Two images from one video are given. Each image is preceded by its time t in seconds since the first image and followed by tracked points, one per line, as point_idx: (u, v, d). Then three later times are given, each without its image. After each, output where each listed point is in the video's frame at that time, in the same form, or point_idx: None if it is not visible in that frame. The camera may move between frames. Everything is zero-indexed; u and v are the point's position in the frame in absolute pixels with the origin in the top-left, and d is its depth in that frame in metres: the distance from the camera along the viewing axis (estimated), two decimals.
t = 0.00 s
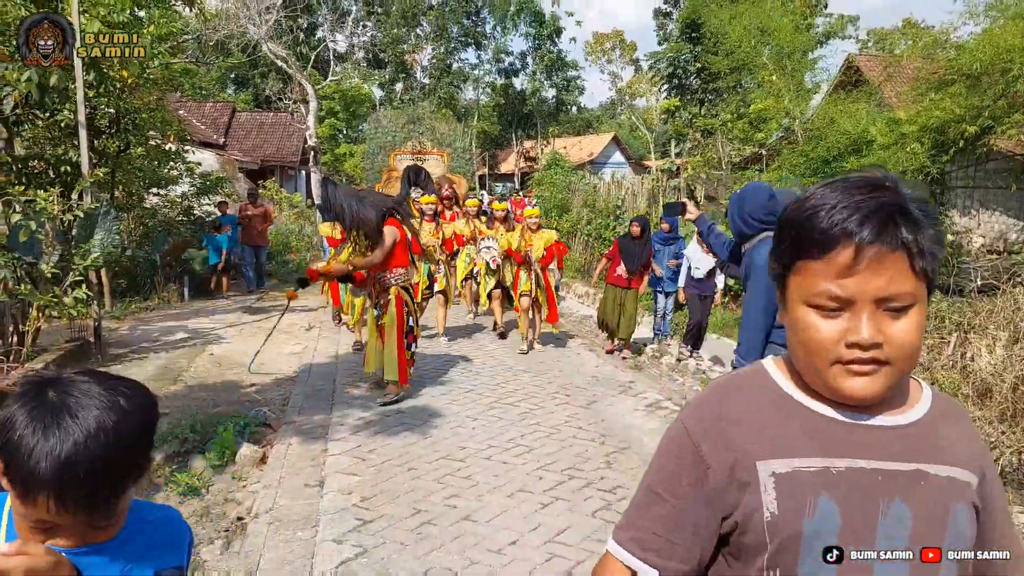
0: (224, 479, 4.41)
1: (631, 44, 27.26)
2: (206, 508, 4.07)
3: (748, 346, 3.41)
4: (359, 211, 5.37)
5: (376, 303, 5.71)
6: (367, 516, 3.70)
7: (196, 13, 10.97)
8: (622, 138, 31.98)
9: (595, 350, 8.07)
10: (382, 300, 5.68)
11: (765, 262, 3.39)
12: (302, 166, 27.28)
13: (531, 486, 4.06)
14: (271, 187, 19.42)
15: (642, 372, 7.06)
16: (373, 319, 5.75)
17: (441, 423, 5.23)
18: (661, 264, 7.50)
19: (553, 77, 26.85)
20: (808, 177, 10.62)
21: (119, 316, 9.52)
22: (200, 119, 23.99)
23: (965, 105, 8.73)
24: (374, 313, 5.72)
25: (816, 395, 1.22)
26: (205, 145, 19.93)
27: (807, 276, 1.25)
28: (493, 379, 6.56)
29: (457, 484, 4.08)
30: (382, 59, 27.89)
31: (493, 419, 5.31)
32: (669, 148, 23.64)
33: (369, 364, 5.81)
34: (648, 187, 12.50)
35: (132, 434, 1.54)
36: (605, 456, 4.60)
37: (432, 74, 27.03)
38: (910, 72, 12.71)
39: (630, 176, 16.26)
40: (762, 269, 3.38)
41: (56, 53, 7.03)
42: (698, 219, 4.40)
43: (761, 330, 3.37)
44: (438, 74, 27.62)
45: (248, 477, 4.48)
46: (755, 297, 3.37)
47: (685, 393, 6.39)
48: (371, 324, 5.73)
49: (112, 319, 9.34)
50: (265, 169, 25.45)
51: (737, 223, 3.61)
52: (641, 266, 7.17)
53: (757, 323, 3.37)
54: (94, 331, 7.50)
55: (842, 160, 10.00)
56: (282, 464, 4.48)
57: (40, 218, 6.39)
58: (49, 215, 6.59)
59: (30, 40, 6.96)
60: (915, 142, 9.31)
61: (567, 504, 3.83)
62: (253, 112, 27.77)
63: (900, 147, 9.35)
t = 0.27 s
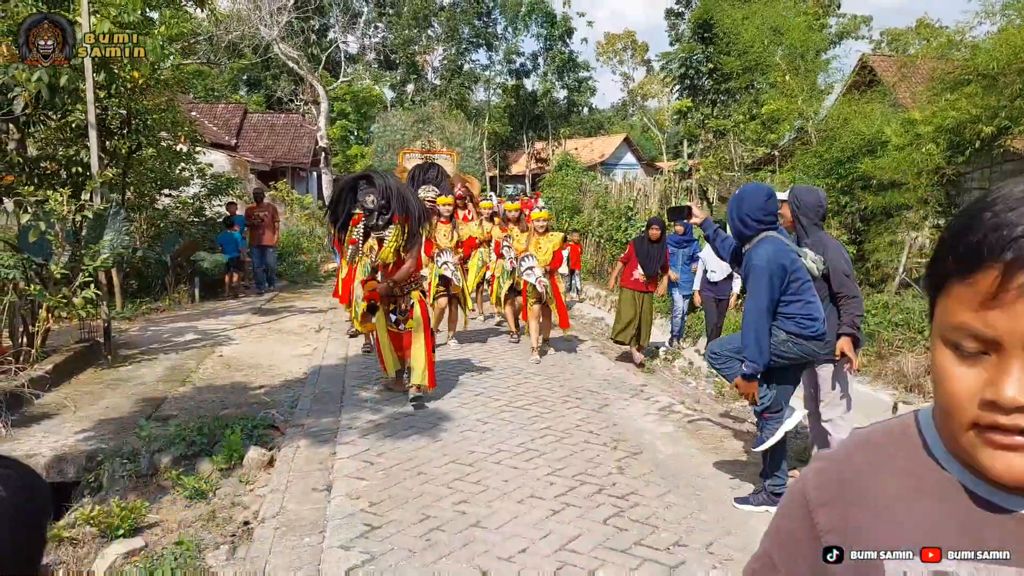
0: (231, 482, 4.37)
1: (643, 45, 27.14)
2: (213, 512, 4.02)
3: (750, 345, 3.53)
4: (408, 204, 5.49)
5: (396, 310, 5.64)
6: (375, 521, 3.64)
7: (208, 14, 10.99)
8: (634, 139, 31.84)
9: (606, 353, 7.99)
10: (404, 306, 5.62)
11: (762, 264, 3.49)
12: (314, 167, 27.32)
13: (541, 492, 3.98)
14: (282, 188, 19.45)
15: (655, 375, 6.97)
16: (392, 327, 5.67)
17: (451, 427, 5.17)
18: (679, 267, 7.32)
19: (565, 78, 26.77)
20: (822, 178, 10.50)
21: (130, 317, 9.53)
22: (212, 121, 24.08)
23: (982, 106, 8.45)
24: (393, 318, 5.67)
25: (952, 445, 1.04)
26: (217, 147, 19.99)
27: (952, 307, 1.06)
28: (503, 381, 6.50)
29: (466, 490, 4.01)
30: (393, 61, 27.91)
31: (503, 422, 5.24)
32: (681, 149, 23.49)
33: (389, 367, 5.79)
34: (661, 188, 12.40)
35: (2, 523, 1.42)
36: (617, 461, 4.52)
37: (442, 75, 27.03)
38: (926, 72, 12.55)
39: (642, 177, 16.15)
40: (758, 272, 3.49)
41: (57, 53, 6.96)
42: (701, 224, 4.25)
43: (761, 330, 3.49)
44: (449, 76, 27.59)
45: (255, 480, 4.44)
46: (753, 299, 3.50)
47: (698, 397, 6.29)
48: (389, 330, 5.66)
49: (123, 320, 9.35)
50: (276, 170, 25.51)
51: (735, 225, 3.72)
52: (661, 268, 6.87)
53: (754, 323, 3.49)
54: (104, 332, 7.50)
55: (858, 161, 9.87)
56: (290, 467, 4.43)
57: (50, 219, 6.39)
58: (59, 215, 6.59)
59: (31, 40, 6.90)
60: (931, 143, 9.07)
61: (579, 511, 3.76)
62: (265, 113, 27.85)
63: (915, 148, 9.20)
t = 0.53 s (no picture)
0: (237, 488, 4.32)
1: (646, 47, 27.12)
2: (218, 518, 3.97)
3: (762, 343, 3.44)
4: (450, 204, 5.59)
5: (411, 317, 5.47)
6: (383, 528, 3.59)
7: (212, 17, 10.99)
8: (637, 141, 31.81)
9: (613, 355, 7.94)
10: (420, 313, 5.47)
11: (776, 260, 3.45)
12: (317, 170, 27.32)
13: (551, 497, 3.93)
14: (286, 190, 19.44)
15: (662, 377, 6.91)
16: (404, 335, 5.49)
17: (458, 431, 5.12)
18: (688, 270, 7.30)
19: (568, 80, 26.75)
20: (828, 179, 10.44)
21: (134, 320, 9.50)
22: (216, 124, 24.11)
23: (990, 105, 8.45)
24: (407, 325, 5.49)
25: None
26: (220, 150, 19.99)
27: None
28: (509, 384, 6.45)
29: (475, 495, 3.96)
30: (396, 63, 27.92)
31: (511, 426, 5.19)
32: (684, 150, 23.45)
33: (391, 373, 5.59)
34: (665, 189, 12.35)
35: None
36: (627, 465, 4.46)
37: (444, 77, 26.93)
38: (931, 72, 12.49)
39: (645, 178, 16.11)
40: (772, 268, 3.45)
41: (56, 54, 7.01)
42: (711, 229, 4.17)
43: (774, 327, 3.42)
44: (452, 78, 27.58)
45: (261, 485, 4.39)
46: (767, 295, 3.43)
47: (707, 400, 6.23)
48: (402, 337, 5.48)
49: (127, 323, 9.33)
50: (279, 173, 25.52)
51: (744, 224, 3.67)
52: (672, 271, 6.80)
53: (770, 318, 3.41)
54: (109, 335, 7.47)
55: (863, 161, 9.82)
56: (296, 473, 4.39)
57: (54, 222, 6.36)
58: (63, 219, 6.56)
59: (31, 40, 6.96)
60: (937, 143, 9.04)
61: (590, 517, 3.70)
62: (268, 116, 27.87)
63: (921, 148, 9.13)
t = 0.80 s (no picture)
0: (249, 492, 4.30)
1: (650, 50, 27.11)
2: (231, 522, 3.96)
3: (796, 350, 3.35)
4: (480, 199, 5.41)
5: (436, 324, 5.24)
6: (398, 532, 3.57)
7: (219, 22, 11.01)
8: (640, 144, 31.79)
9: (621, 358, 7.91)
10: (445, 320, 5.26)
11: (802, 264, 3.37)
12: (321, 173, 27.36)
13: (565, 501, 3.91)
14: (291, 194, 19.46)
15: (672, 380, 6.88)
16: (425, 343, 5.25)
17: (469, 434, 5.10)
18: (699, 272, 7.19)
19: (571, 83, 26.75)
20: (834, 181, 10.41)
21: (141, 324, 9.50)
22: (221, 128, 24.16)
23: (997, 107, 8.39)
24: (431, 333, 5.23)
25: None
26: (225, 154, 20.02)
27: None
28: (518, 387, 6.43)
29: (488, 499, 3.94)
30: (400, 67, 27.96)
31: (522, 429, 5.17)
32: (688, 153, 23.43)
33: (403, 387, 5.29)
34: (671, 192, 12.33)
35: None
36: (641, 469, 4.43)
37: (448, 81, 26.87)
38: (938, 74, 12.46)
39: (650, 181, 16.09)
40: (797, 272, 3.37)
41: (57, 53, 6.99)
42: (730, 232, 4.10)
43: (804, 336, 3.34)
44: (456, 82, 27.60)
45: (273, 489, 4.37)
46: (794, 301, 3.35)
47: (717, 403, 6.20)
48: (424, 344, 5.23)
49: (134, 327, 9.32)
50: (284, 176, 25.54)
51: (764, 227, 3.61)
52: (687, 275, 6.72)
53: (798, 327, 3.34)
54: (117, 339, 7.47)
55: (870, 163, 9.79)
56: (308, 477, 4.37)
57: (64, 226, 6.37)
58: (72, 223, 6.56)
59: (30, 40, 6.88)
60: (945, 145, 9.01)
61: (605, 521, 3.68)
62: (273, 120, 27.91)
63: (929, 150, 9.09)
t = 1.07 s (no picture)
0: (263, 495, 4.31)
1: (652, 53, 27.10)
2: (245, 526, 3.95)
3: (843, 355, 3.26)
4: (494, 206, 5.22)
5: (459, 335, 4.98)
6: (414, 535, 3.57)
7: (224, 27, 11.04)
8: (643, 147, 31.77)
9: (630, 361, 7.91)
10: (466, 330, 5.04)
11: (845, 265, 3.30)
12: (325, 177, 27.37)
13: (581, 504, 3.90)
14: (295, 198, 19.46)
15: (682, 384, 6.87)
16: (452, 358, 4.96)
17: (481, 437, 5.09)
18: (710, 275, 7.05)
19: (574, 87, 26.73)
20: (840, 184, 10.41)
21: (148, 328, 9.51)
22: (225, 132, 24.20)
23: (1003, 109, 8.34)
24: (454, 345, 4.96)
25: None
26: (230, 158, 20.04)
27: None
28: (528, 391, 6.42)
29: (503, 503, 3.93)
30: (403, 71, 28.00)
31: (534, 433, 5.16)
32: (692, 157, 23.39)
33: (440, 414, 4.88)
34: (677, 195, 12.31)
35: None
36: (655, 472, 4.43)
37: (451, 84, 26.85)
38: (942, 77, 12.44)
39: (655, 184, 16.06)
40: (842, 272, 3.29)
41: (56, 53, 6.95)
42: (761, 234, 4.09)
43: (850, 341, 3.25)
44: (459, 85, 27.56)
45: (286, 494, 4.36)
46: (839, 303, 3.26)
47: (728, 407, 6.18)
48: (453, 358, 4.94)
49: (141, 331, 9.33)
50: (288, 180, 25.56)
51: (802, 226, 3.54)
52: (700, 280, 6.62)
53: (844, 330, 3.24)
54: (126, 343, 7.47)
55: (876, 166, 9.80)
56: (321, 480, 4.37)
57: (74, 231, 6.38)
58: (82, 227, 6.57)
59: (30, 40, 6.81)
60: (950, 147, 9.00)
61: (621, 524, 3.68)
62: (276, 124, 27.95)
63: (934, 152, 9.09)
